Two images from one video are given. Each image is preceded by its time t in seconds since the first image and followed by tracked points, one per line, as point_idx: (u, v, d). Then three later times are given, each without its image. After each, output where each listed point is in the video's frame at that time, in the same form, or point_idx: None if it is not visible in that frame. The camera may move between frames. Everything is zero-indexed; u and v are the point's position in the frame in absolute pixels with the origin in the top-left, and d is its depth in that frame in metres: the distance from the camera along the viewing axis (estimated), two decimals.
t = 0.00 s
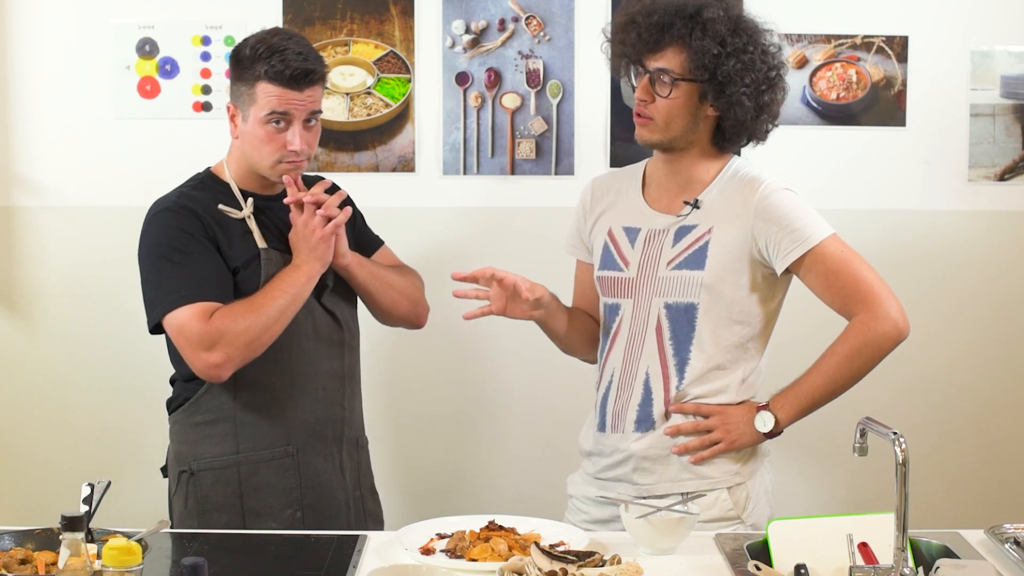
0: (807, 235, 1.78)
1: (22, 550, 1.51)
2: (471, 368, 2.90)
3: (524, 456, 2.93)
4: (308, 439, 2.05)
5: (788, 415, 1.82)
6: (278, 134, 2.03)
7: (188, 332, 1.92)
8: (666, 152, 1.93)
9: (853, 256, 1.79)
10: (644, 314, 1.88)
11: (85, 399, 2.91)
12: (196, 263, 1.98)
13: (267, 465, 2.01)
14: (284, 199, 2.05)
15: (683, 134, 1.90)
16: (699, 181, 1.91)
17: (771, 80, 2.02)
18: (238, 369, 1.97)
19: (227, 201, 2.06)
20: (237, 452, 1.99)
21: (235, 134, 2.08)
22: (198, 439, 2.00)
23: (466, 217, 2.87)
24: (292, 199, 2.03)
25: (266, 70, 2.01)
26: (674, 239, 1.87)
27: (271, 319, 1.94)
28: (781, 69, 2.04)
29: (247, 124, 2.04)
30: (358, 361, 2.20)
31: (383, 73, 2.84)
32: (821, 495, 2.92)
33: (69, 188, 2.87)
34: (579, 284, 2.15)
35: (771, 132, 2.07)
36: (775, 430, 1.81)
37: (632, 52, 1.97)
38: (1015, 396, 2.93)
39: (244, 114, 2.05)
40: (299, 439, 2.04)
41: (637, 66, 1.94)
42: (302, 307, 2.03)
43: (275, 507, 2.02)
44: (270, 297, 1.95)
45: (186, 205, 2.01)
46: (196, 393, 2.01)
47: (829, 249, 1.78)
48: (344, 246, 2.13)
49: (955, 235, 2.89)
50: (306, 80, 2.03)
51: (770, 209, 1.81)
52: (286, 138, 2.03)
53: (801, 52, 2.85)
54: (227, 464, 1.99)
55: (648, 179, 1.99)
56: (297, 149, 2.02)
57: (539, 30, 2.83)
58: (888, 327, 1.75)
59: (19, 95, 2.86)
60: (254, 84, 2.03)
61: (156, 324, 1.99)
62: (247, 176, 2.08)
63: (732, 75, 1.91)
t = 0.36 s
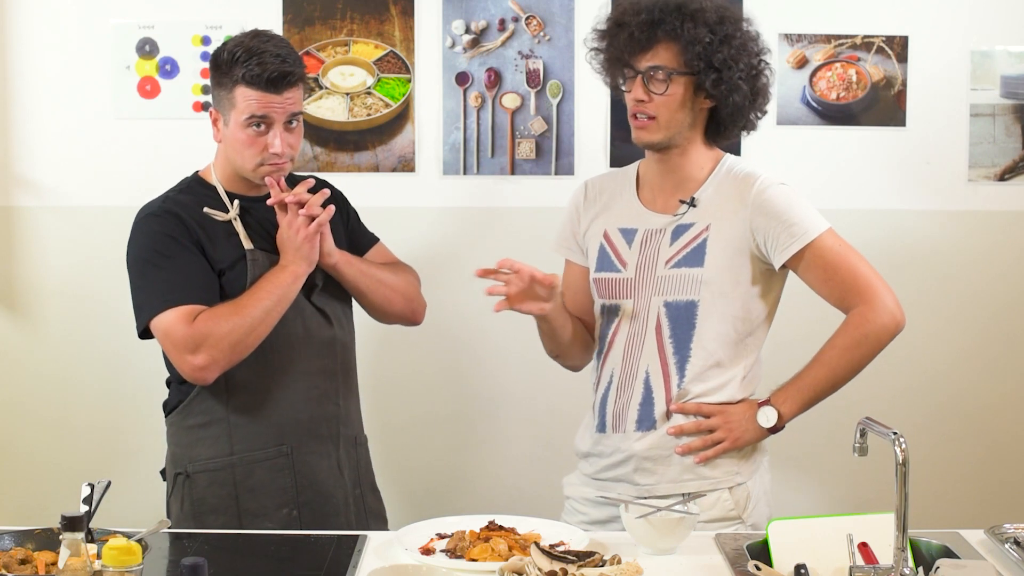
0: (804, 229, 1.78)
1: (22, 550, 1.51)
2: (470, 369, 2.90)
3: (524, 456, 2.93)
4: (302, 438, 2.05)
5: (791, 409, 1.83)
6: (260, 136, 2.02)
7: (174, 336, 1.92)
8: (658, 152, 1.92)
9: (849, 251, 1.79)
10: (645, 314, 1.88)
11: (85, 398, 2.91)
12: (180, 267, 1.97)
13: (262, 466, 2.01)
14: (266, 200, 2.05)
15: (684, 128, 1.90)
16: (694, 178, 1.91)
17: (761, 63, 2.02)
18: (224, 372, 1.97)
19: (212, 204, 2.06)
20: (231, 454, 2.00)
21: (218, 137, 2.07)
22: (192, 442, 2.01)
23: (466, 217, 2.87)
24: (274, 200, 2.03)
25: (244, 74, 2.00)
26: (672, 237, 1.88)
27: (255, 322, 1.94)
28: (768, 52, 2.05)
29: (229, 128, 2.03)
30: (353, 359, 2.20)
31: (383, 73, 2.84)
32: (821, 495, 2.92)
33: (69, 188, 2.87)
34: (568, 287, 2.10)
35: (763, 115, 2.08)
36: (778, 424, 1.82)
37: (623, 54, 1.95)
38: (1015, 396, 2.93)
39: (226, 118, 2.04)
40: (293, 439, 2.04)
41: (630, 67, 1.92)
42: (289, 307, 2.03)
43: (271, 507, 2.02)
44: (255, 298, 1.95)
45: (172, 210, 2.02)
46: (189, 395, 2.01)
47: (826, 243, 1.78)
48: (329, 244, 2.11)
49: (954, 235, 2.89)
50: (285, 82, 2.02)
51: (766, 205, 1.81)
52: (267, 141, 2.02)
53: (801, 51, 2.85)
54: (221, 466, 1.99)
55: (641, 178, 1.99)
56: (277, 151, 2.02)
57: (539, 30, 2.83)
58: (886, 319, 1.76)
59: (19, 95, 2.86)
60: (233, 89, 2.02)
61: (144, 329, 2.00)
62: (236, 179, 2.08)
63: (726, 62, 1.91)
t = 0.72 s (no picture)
0: (790, 221, 1.78)
1: (22, 550, 1.51)
2: (469, 369, 2.90)
3: (524, 456, 2.92)
4: (301, 437, 2.05)
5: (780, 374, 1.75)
6: (293, 131, 2.06)
7: (179, 328, 1.92)
8: (641, 153, 1.91)
9: (835, 247, 1.79)
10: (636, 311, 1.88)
11: (85, 399, 2.91)
12: (183, 260, 1.97)
13: (260, 465, 2.01)
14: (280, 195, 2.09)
15: (667, 126, 1.90)
16: (679, 175, 1.91)
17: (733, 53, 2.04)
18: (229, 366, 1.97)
19: (214, 201, 2.06)
20: (231, 454, 1.99)
21: (239, 139, 2.05)
22: (190, 443, 2.00)
23: (466, 218, 2.87)
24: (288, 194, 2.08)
25: (280, 71, 2.04)
26: (660, 234, 1.88)
27: (261, 314, 1.94)
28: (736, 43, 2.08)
29: (258, 127, 2.04)
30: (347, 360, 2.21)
31: (383, 73, 2.84)
32: (821, 495, 2.92)
33: (69, 188, 2.87)
34: (562, 289, 2.09)
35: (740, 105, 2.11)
36: (768, 384, 1.74)
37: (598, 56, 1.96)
38: (1015, 396, 2.93)
39: (252, 118, 2.05)
40: (292, 437, 2.04)
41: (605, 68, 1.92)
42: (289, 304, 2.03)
43: (271, 506, 2.02)
44: (259, 291, 1.96)
45: (175, 204, 2.01)
46: (188, 395, 2.00)
47: (812, 235, 1.78)
48: (333, 243, 2.13)
49: (955, 235, 2.89)
50: (311, 76, 2.09)
51: (751, 197, 1.82)
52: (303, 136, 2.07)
53: (801, 51, 2.85)
54: (220, 466, 1.99)
55: (628, 177, 1.99)
56: (311, 145, 2.08)
57: (539, 30, 2.83)
58: (867, 313, 1.73)
59: (19, 95, 2.86)
60: (264, 87, 2.04)
61: (146, 323, 1.99)
62: (252, 177, 2.09)
63: (702, 55, 1.93)
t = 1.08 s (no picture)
0: (781, 242, 1.80)
1: (22, 550, 1.51)
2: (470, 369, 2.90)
3: (524, 456, 2.92)
4: (302, 437, 2.05)
5: (685, 347, 1.77)
6: (291, 129, 2.06)
7: (184, 327, 1.91)
8: (652, 150, 1.90)
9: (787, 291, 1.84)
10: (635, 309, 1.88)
11: (84, 399, 2.91)
12: (186, 259, 1.97)
13: (261, 465, 2.01)
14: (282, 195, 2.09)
15: (685, 123, 1.90)
16: (683, 174, 1.91)
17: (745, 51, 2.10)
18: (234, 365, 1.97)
19: (216, 201, 2.06)
20: (232, 454, 1.99)
21: (236, 136, 2.06)
22: (191, 443, 2.00)
23: (466, 218, 2.87)
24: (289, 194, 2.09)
25: (278, 68, 2.04)
26: (661, 234, 1.88)
27: (267, 314, 1.95)
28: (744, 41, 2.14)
29: (253, 124, 2.04)
30: (348, 361, 2.20)
31: (383, 73, 2.84)
32: (821, 495, 2.92)
33: (69, 188, 2.87)
34: (554, 285, 2.09)
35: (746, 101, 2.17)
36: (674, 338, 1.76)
37: (618, 47, 1.94)
38: (1015, 396, 2.93)
39: (250, 117, 2.05)
40: (293, 438, 2.04)
41: (627, 61, 1.91)
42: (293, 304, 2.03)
43: (272, 506, 2.02)
44: (264, 291, 1.96)
45: (177, 204, 2.01)
46: (189, 395, 2.01)
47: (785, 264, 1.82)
48: (335, 243, 2.13)
49: (955, 235, 2.89)
50: (311, 74, 2.08)
51: (753, 207, 1.83)
52: (302, 134, 2.07)
53: (801, 52, 2.85)
54: (222, 466, 1.99)
55: (627, 174, 1.98)
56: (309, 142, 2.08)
57: (539, 30, 2.83)
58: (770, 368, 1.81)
59: (19, 95, 2.86)
60: (262, 86, 2.04)
61: (148, 324, 1.99)
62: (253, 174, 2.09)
63: (726, 53, 1.96)
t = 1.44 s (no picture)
0: (771, 232, 1.79)
1: (22, 550, 1.51)
2: (469, 369, 2.91)
3: (524, 456, 2.93)
4: (292, 441, 2.05)
5: (680, 353, 1.77)
6: (290, 141, 2.05)
7: (175, 334, 1.92)
8: (646, 149, 1.90)
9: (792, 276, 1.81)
10: (630, 309, 1.88)
11: (84, 398, 2.91)
12: (180, 264, 1.98)
13: (250, 468, 2.01)
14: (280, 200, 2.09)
15: (679, 119, 1.91)
16: (677, 174, 1.91)
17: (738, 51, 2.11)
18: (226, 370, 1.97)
19: (212, 204, 2.06)
20: (221, 455, 1.99)
21: (236, 140, 2.06)
22: (181, 442, 2.00)
23: (466, 217, 2.87)
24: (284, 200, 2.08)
25: (277, 77, 2.03)
26: (655, 233, 1.88)
27: (258, 322, 1.94)
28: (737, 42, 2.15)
29: (253, 132, 2.04)
30: (342, 365, 2.20)
31: (383, 73, 2.84)
32: (822, 494, 2.92)
33: (69, 188, 2.87)
34: (550, 285, 2.08)
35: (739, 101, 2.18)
36: (663, 352, 1.76)
37: (612, 45, 1.94)
38: (1015, 396, 2.93)
39: (250, 123, 2.04)
40: (283, 441, 2.04)
41: (621, 58, 1.91)
42: (286, 309, 2.03)
43: (259, 509, 2.02)
44: (256, 298, 1.95)
45: (173, 207, 2.01)
46: (181, 395, 2.01)
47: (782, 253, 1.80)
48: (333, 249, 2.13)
49: (955, 235, 2.89)
50: (311, 83, 2.06)
51: (743, 200, 1.83)
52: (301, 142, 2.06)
53: (801, 51, 2.85)
54: (210, 467, 1.99)
55: (623, 174, 1.98)
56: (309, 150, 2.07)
57: (539, 30, 2.83)
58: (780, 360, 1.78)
59: (19, 95, 2.86)
60: (262, 94, 2.03)
61: (142, 326, 1.99)
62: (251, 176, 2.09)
63: (722, 52, 1.97)
